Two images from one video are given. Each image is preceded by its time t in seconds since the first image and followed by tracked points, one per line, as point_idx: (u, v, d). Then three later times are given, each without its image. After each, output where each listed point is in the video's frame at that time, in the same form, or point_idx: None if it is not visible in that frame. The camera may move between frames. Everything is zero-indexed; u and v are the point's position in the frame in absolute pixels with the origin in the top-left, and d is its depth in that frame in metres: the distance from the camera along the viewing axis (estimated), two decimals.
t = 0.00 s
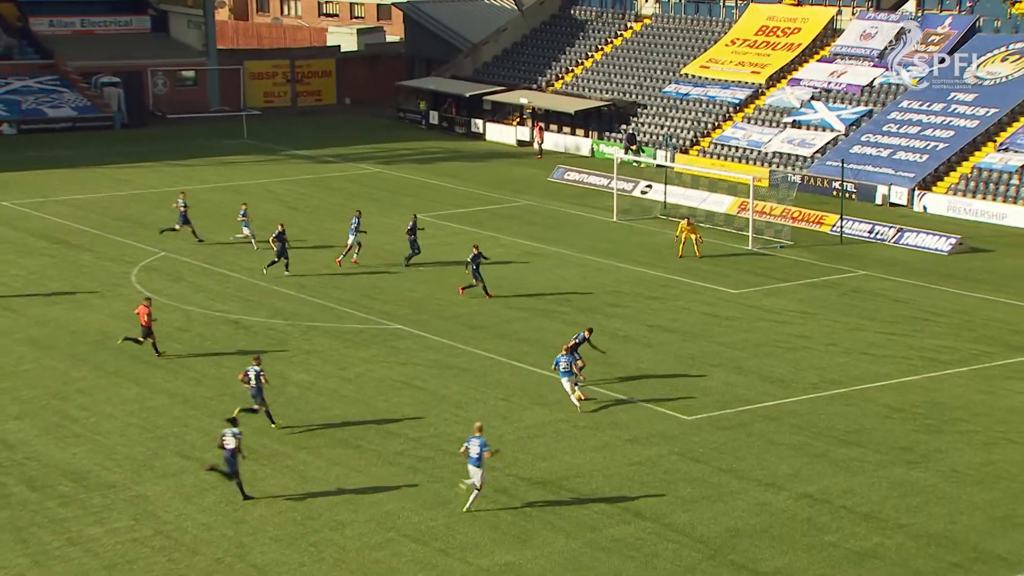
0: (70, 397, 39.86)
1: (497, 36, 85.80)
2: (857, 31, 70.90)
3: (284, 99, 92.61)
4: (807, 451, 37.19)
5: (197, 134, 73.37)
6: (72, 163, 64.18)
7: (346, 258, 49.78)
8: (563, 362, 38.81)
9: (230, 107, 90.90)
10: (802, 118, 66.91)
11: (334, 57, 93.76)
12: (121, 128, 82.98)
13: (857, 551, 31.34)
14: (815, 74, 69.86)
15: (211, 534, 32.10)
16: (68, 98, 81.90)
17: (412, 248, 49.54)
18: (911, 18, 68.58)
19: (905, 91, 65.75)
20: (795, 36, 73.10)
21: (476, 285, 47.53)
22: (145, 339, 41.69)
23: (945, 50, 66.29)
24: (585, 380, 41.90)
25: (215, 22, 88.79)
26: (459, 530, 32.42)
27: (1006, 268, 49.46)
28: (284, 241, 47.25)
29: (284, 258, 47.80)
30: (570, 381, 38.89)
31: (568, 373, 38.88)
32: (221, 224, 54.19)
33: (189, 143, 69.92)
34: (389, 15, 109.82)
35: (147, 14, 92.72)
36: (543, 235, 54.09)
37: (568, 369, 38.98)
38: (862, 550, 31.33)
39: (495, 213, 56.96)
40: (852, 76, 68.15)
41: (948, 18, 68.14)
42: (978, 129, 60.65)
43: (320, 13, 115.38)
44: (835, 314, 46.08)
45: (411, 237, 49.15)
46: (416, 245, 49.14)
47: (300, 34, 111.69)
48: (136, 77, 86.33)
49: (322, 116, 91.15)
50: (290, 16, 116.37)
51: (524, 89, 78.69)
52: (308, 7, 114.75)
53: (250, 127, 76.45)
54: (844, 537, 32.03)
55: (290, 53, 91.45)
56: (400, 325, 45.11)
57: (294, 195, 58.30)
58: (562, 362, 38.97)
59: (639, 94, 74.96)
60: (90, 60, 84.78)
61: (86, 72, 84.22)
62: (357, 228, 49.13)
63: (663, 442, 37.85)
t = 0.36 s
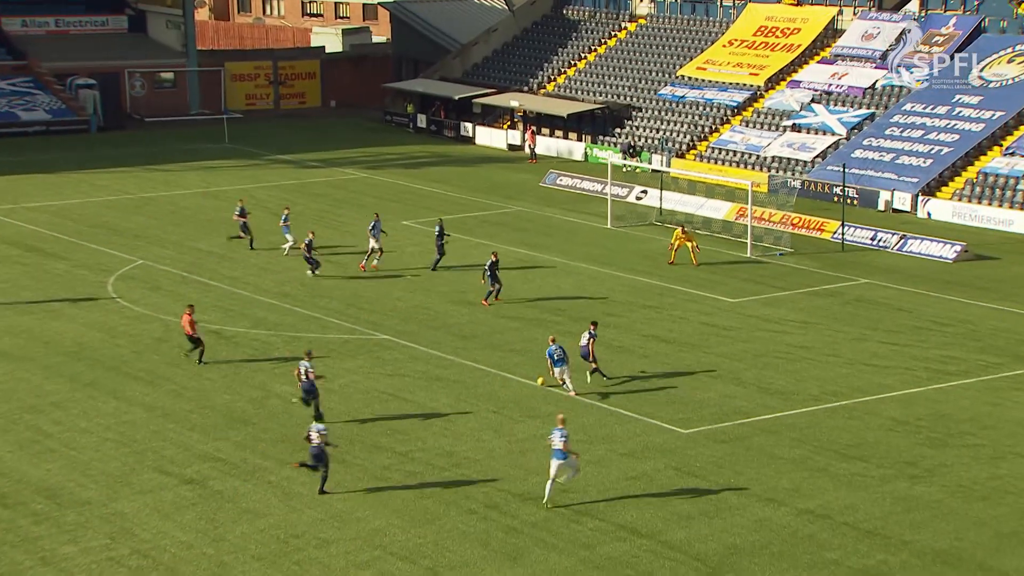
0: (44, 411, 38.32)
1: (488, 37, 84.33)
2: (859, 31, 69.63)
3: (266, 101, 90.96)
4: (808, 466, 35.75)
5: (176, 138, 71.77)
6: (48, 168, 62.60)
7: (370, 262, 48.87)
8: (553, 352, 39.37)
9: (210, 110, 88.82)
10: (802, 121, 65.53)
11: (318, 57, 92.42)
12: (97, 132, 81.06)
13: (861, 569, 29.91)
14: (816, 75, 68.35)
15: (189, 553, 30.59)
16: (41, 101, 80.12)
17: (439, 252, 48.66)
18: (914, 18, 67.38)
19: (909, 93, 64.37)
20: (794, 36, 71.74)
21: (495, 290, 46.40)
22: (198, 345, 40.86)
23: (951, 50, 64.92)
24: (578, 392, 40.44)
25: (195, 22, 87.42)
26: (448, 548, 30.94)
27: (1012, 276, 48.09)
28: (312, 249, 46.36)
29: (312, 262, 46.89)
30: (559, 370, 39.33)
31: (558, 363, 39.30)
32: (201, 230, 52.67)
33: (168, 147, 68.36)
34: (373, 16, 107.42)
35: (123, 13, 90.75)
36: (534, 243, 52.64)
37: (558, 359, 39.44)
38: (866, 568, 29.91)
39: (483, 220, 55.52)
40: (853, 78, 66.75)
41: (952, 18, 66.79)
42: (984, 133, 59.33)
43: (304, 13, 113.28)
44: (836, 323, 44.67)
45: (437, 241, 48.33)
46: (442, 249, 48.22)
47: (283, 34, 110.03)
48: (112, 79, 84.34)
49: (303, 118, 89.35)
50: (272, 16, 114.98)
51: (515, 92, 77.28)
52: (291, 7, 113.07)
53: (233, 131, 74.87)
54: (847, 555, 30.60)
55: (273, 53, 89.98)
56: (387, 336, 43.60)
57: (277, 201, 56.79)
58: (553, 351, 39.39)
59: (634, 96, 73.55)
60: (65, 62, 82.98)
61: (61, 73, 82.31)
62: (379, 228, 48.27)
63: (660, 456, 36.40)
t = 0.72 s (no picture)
0: (25, 424, 36.91)
1: (485, 37, 82.84)
2: (867, 32, 68.23)
3: (256, 104, 85.86)
4: (817, 480, 34.34)
5: (164, 141, 70.27)
6: (31, 173, 61.10)
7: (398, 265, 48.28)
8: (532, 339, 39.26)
9: (198, 113, 84.95)
10: (809, 124, 64.07)
11: (311, 59, 87.50)
12: (81, 135, 78.39)
13: None
14: (824, 77, 66.77)
15: (174, 572, 29.21)
16: (23, 103, 77.69)
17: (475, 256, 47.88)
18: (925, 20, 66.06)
19: (920, 95, 62.92)
20: (801, 37, 70.26)
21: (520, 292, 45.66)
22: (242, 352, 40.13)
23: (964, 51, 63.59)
24: (579, 404, 39.04)
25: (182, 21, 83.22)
26: (443, 567, 29.55)
27: None
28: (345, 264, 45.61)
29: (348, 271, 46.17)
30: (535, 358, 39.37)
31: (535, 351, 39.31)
32: (189, 236, 51.27)
33: (156, 151, 66.90)
34: (367, 16, 101.31)
35: (108, 13, 86.99)
36: (532, 250, 51.23)
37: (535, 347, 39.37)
38: None
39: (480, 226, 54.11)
40: (863, 79, 65.14)
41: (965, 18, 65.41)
42: (998, 136, 57.98)
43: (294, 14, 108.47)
44: (845, 333, 43.30)
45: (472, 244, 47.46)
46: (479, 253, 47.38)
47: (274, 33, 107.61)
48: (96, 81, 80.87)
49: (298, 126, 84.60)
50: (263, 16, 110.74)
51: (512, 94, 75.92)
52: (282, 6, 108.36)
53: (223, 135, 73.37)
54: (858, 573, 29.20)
55: (262, 53, 84.98)
56: (381, 346, 42.20)
57: (267, 207, 55.39)
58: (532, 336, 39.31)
59: (636, 98, 72.14)
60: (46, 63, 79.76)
61: (42, 74, 79.33)
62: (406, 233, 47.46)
63: (664, 470, 34.98)
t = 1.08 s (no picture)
0: (11, 440, 35.88)
1: (485, 43, 81.79)
2: (876, 37, 66.96)
3: (249, 111, 85.51)
4: (824, 498, 33.28)
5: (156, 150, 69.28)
6: (21, 182, 60.11)
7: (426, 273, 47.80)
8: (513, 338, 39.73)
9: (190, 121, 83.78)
10: (816, 132, 63.06)
11: (306, 66, 86.83)
12: (69, 143, 77.55)
13: None
14: (831, 83, 65.93)
15: None
16: (10, 110, 76.55)
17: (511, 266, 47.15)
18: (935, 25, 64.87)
19: (930, 103, 61.90)
20: (808, 43, 69.15)
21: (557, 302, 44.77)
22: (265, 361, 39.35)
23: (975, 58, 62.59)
24: (581, 419, 37.98)
25: (173, 26, 81.03)
26: None
27: None
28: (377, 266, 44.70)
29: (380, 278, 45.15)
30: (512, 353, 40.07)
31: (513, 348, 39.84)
32: (180, 246, 50.25)
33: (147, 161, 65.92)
34: (364, 21, 102.40)
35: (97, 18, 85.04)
36: (532, 260, 50.20)
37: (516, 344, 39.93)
38: None
39: (478, 236, 53.11)
40: (872, 86, 64.17)
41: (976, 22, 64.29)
42: (1011, 145, 56.93)
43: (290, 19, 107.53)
44: (853, 346, 42.25)
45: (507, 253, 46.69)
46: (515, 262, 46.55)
47: (268, 41, 105.32)
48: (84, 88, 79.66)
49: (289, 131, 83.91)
50: (256, 21, 109.60)
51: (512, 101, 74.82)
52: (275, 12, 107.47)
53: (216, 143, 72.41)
54: None
55: (256, 60, 84.55)
56: (377, 360, 41.17)
57: (261, 217, 54.38)
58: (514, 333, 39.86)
59: (639, 105, 71.08)
60: (34, 70, 77.96)
61: (29, 81, 77.63)
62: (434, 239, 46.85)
63: (668, 487, 33.91)
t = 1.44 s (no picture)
0: None
1: (479, 47, 80.21)
2: (884, 40, 65.47)
3: (234, 118, 82.45)
4: (832, 519, 31.83)
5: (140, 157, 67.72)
6: None
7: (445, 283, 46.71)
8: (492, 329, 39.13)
9: (173, 128, 80.66)
10: (822, 138, 61.69)
11: (293, 71, 84.17)
12: (47, 151, 74.97)
13: None
14: (837, 89, 64.43)
15: None
16: None
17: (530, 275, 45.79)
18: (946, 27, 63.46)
19: (941, 109, 60.41)
20: (814, 46, 67.82)
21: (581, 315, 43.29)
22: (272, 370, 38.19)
23: (986, 62, 61.14)
24: (579, 437, 36.52)
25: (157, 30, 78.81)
26: None
27: None
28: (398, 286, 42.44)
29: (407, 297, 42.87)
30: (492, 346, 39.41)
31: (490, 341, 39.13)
32: (163, 258, 48.74)
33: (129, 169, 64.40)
34: (354, 24, 100.58)
35: (76, 21, 81.83)
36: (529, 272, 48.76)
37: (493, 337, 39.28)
38: None
39: (472, 248, 51.68)
40: (880, 91, 62.71)
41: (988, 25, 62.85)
42: None
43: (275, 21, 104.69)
44: (861, 360, 40.83)
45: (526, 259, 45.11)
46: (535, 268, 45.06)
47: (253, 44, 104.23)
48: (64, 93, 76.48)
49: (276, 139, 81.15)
50: (241, 24, 106.19)
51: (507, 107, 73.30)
52: (262, 15, 104.27)
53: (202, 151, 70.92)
54: None
55: (241, 64, 81.74)
56: (368, 375, 39.69)
57: (248, 227, 52.89)
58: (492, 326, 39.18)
59: (638, 111, 69.67)
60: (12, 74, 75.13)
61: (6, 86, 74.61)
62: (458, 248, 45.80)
63: (670, 507, 32.45)
